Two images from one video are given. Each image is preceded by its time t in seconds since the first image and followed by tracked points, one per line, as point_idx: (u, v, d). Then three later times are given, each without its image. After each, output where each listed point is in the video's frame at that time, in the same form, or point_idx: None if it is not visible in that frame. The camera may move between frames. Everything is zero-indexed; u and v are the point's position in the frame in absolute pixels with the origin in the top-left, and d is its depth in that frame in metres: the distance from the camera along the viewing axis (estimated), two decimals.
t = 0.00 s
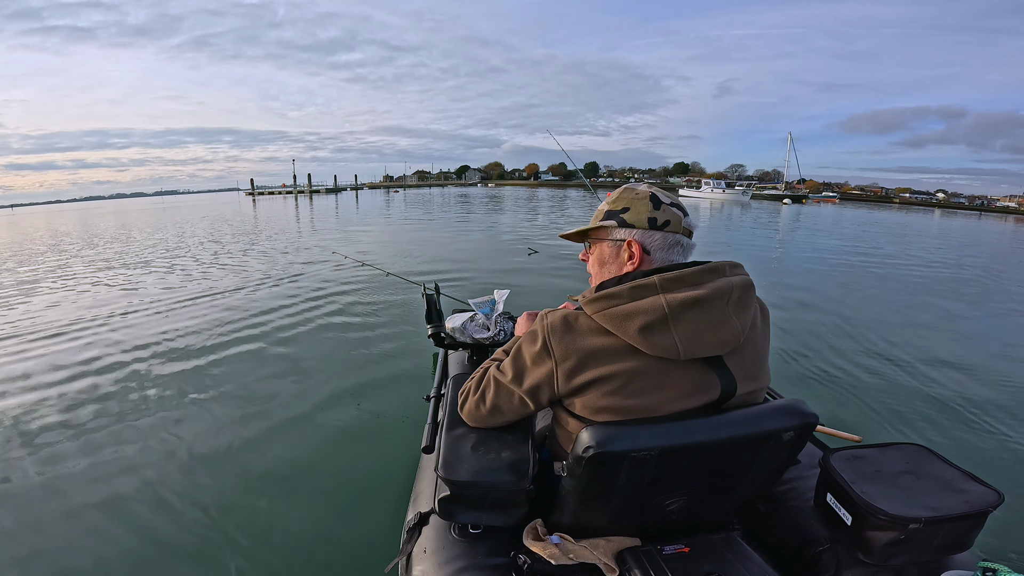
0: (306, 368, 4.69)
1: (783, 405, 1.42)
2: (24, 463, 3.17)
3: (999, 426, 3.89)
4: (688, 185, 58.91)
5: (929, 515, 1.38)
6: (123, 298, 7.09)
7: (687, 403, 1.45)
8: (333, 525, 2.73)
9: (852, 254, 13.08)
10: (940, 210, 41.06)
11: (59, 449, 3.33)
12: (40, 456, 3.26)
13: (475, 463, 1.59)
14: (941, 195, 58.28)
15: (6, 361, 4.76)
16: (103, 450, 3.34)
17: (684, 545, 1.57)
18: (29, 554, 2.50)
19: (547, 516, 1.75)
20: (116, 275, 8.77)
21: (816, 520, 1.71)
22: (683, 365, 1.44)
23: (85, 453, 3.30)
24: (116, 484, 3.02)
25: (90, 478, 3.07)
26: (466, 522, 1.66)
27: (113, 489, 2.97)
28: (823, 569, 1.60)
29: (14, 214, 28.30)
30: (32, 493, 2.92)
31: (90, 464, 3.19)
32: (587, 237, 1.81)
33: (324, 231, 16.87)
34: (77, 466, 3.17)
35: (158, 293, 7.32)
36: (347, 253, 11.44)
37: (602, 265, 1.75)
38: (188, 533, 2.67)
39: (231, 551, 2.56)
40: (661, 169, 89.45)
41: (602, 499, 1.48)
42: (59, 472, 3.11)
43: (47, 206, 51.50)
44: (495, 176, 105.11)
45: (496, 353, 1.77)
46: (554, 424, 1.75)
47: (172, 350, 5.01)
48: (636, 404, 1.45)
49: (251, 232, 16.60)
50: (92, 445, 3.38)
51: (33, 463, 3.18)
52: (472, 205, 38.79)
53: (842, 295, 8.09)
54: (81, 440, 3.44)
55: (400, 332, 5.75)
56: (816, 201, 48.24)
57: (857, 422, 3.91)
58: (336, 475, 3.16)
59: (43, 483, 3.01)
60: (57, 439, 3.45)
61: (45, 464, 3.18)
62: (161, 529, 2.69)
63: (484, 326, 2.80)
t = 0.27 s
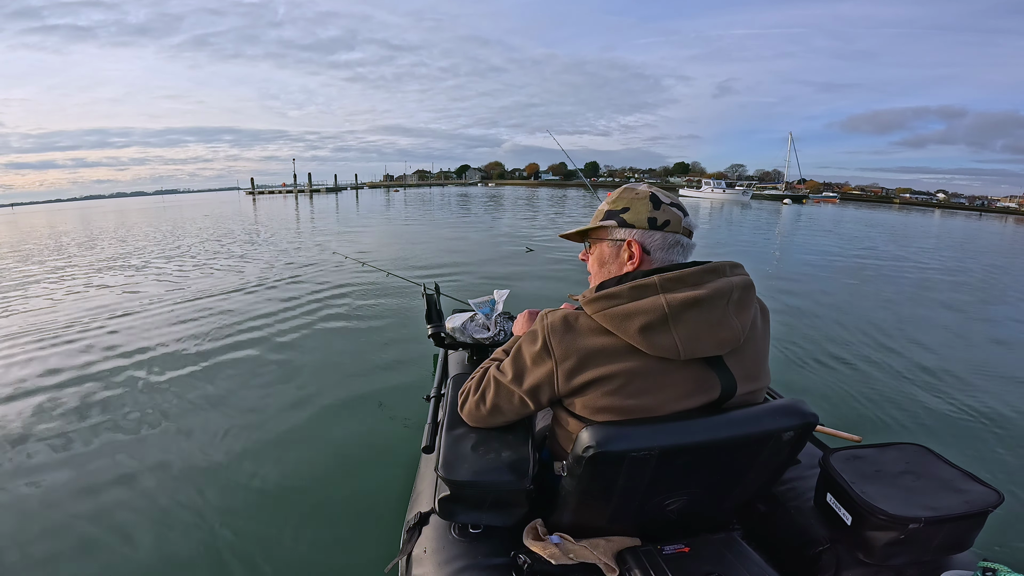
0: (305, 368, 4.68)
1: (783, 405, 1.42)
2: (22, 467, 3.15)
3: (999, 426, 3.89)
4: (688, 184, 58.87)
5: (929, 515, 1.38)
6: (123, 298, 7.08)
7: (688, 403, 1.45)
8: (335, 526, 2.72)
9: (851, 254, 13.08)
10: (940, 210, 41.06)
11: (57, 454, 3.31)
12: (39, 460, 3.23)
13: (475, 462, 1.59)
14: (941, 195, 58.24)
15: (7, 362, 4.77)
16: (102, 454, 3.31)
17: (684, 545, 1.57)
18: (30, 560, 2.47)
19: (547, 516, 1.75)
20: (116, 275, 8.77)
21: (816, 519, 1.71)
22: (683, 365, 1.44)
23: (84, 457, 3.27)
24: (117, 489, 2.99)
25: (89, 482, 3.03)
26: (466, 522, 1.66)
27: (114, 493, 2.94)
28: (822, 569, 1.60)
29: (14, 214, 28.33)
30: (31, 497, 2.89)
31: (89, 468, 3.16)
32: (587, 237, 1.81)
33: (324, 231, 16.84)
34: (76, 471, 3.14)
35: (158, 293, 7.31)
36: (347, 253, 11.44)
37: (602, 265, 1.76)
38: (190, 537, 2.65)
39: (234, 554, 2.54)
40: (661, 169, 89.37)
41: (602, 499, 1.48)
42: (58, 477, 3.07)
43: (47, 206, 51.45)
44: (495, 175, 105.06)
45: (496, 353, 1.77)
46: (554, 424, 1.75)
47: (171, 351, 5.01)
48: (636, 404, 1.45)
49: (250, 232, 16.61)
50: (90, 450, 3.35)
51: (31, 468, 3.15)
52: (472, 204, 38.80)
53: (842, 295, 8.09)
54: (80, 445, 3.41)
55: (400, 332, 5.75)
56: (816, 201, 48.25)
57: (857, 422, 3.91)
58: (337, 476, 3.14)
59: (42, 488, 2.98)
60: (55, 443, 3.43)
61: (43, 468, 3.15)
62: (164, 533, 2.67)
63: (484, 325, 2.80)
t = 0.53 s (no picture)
0: (305, 367, 4.68)
1: (783, 405, 1.42)
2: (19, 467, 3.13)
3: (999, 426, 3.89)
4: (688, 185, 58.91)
5: (929, 515, 1.38)
6: (123, 298, 7.09)
7: (688, 403, 1.45)
8: (337, 523, 2.71)
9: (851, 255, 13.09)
10: (940, 210, 41.08)
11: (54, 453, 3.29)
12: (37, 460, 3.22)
13: (475, 463, 1.58)
14: (941, 196, 58.26)
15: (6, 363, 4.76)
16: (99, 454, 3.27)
17: (684, 545, 1.57)
18: (30, 563, 2.43)
19: (547, 516, 1.75)
20: (115, 275, 8.77)
21: (816, 519, 1.71)
22: (684, 365, 1.44)
23: (81, 458, 3.23)
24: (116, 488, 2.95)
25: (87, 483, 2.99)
26: (466, 522, 1.65)
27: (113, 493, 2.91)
28: (823, 569, 1.60)
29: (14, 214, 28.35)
30: (27, 497, 2.86)
31: (87, 469, 3.12)
32: (587, 237, 1.81)
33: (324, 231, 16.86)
34: (74, 471, 3.09)
35: (158, 293, 7.32)
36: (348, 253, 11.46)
37: (602, 265, 1.75)
38: (191, 537, 2.62)
39: (238, 554, 2.51)
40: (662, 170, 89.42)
41: (602, 499, 1.48)
42: (55, 477, 3.04)
43: (48, 206, 51.49)
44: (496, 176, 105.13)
45: (496, 353, 1.77)
46: (554, 424, 1.75)
47: (171, 350, 5.02)
48: (636, 404, 1.44)
49: (250, 232, 16.62)
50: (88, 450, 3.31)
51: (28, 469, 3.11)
52: (472, 204, 38.83)
53: (842, 296, 8.09)
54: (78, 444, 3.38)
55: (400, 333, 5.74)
56: (816, 202, 48.28)
57: (857, 422, 3.91)
58: (338, 473, 3.13)
59: (40, 487, 2.94)
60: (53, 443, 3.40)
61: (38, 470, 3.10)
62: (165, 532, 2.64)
63: (484, 326, 2.81)
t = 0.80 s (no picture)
0: (304, 369, 4.69)
1: (783, 405, 1.42)
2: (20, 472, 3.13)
3: (999, 425, 3.89)
4: (688, 185, 58.91)
5: (929, 515, 1.38)
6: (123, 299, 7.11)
7: (688, 403, 1.45)
8: (337, 525, 2.72)
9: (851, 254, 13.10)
10: (940, 210, 41.10)
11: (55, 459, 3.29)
12: (38, 465, 3.22)
13: (475, 463, 1.58)
14: (941, 196, 58.24)
15: (8, 365, 4.77)
16: (99, 460, 3.27)
17: (684, 545, 1.57)
18: (32, 568, 2.45)
19: (547, 515, 1.75)
20: (116, 276, 8.78)
21: (815, 519, 1.71)
22: (684, 365, 1.44)
23: (82, 464, 3.23)
24: (116, 494, 2.95)
25: (87, 490, 2.99)
26: (466, 522, 1.65)
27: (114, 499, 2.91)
28: (823, 569, 1.60)
29: (16, 215, 28.45)
30: (27, 505, 2.86)
31: (86, 475, 3.12)
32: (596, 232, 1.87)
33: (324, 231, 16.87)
34: (74, 478, 3.09)
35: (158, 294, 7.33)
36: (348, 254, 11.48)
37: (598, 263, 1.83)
38: (192, 541, 2.63)
39: (239, 554, 2.53)
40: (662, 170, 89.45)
41: (602, 499, 1.48)
42: (56, 485, 3.04)
43: (48, 206, 51.51)
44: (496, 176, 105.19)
45: (496, 353, 1.77)
46: (554, 424, 1.74)
47: (172, 352, 5.03)
48: (636, 404, 1.44)
49: (251, 232, 16.65)
50: (88, 457, 3.31)
51: (28, 475, 3.11)
52: (472, 204, 38.86)
53: (842, 296, 8.10)
54: (77, 450, 3.38)
55: (400, 333, 5.75)
56: (816, 202, 48.31)
57: (857, 422, 3.91)
58: (337, 475, 3.15)
59: (40, 495, 2.94)
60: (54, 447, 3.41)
61: (38, 476, 3.10)
62: (165, 537, 2.65)
63: (484, 326, 2.80)
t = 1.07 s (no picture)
0: (305, 369, 4.68)
1: (783, 405, 1.42)
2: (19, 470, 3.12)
3: (999, 426, 3.89)
4: (688, 186, 58.92)
5: (929, 515, 1.38)
6: (123, 298, 7.11)
7: (688, 403, 1.45)
8: (338, 527, 2.72)
9: (851, 255, 13.11)
10: (940, 210, 41.16)
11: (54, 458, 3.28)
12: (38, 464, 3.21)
13: (475, 462, 1.58)
14: (941, 196, 58.26)
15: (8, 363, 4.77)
16: (98, 461, 3.24)
17: (684, 545, 1.57)
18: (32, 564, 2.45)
19: (547, 515, 1.75)
20: (116, 275, 8.78)
21: (815, 519, 1.71)
22: (685, 366, 1.44)
23: (80, 462, 3.23)
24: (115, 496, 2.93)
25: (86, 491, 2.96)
26: (466, 522, 1.65)
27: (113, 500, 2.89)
28: (822, 569, 1.60)
29: (18, 215, 28.50)
30: (25, 505, 2.83)
31: (85, 476, 3.09)
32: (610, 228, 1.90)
33: (324, 231, 16.86)
34: (72, 479, 3.06)
35: (159, 293, 7.34)
36: (348, 253, 11.48)
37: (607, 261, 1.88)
38: (193, 542, 2.61)
39: (238, 554, 2.53)
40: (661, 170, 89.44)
41: (602, 499, 1.48)
42: (53, 485, 3.00)
43: (48, 206, 51.47)
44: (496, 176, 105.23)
45: (496, 353, 1.77)
46: (554, 424, 1.74)
47: (173, 351, 5.04)
48: (636, 405, 1.44)
49: (251, 232, 16.65)
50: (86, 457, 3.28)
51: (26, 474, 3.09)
52: (472, 204, 38.88)
53: (842, 296, 8.10)
54: (75, 450, 3.35)
55: (400, 334, 5.75)
56: (816, 202, 48.38)
57: (857, 422, 3.91)
58: (337, 478, 3.14)
59: (37, 495, 2.91)
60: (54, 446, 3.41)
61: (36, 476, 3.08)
62: (166, 539, 2.62)
63: (484, 326, 2.81)
